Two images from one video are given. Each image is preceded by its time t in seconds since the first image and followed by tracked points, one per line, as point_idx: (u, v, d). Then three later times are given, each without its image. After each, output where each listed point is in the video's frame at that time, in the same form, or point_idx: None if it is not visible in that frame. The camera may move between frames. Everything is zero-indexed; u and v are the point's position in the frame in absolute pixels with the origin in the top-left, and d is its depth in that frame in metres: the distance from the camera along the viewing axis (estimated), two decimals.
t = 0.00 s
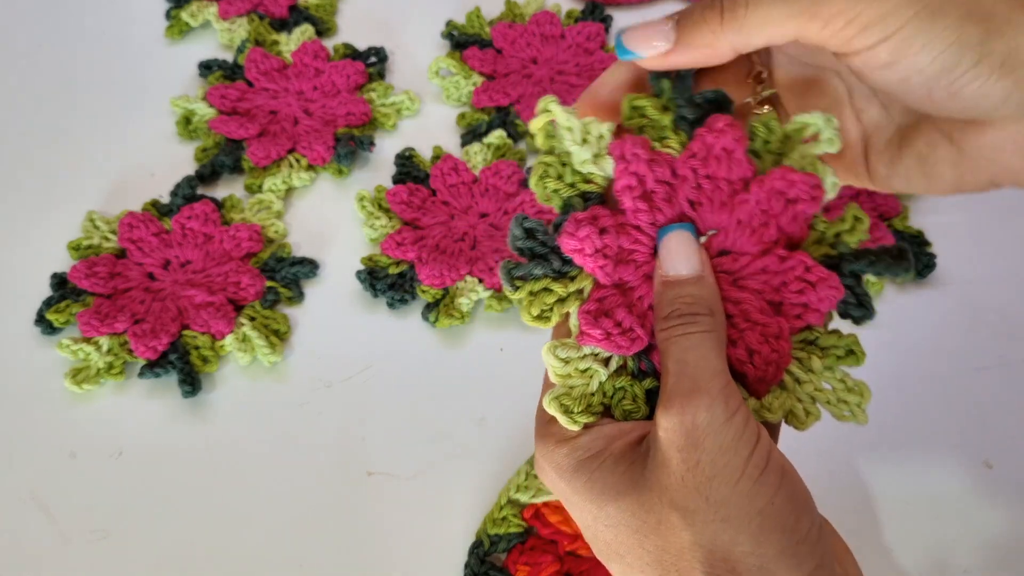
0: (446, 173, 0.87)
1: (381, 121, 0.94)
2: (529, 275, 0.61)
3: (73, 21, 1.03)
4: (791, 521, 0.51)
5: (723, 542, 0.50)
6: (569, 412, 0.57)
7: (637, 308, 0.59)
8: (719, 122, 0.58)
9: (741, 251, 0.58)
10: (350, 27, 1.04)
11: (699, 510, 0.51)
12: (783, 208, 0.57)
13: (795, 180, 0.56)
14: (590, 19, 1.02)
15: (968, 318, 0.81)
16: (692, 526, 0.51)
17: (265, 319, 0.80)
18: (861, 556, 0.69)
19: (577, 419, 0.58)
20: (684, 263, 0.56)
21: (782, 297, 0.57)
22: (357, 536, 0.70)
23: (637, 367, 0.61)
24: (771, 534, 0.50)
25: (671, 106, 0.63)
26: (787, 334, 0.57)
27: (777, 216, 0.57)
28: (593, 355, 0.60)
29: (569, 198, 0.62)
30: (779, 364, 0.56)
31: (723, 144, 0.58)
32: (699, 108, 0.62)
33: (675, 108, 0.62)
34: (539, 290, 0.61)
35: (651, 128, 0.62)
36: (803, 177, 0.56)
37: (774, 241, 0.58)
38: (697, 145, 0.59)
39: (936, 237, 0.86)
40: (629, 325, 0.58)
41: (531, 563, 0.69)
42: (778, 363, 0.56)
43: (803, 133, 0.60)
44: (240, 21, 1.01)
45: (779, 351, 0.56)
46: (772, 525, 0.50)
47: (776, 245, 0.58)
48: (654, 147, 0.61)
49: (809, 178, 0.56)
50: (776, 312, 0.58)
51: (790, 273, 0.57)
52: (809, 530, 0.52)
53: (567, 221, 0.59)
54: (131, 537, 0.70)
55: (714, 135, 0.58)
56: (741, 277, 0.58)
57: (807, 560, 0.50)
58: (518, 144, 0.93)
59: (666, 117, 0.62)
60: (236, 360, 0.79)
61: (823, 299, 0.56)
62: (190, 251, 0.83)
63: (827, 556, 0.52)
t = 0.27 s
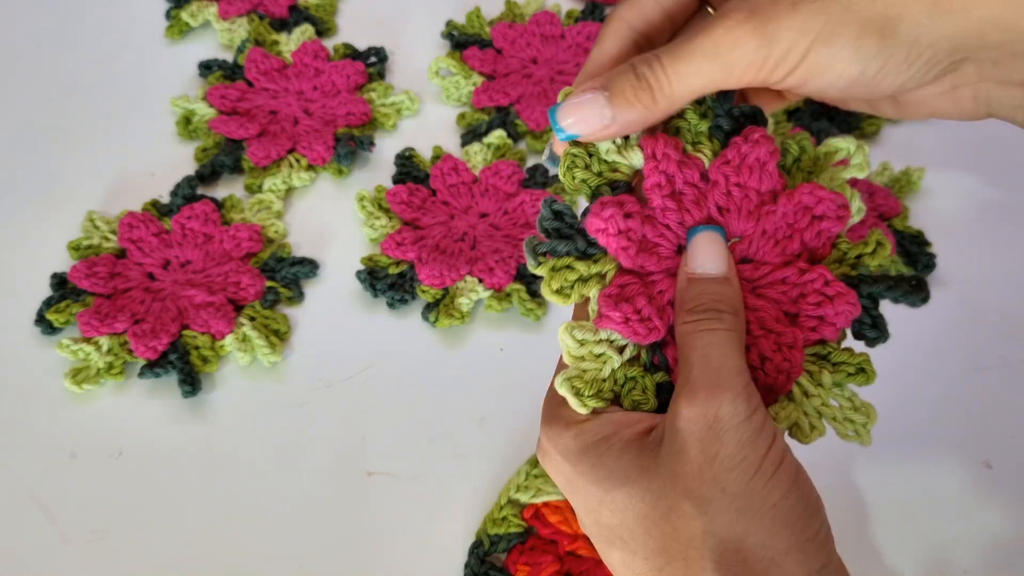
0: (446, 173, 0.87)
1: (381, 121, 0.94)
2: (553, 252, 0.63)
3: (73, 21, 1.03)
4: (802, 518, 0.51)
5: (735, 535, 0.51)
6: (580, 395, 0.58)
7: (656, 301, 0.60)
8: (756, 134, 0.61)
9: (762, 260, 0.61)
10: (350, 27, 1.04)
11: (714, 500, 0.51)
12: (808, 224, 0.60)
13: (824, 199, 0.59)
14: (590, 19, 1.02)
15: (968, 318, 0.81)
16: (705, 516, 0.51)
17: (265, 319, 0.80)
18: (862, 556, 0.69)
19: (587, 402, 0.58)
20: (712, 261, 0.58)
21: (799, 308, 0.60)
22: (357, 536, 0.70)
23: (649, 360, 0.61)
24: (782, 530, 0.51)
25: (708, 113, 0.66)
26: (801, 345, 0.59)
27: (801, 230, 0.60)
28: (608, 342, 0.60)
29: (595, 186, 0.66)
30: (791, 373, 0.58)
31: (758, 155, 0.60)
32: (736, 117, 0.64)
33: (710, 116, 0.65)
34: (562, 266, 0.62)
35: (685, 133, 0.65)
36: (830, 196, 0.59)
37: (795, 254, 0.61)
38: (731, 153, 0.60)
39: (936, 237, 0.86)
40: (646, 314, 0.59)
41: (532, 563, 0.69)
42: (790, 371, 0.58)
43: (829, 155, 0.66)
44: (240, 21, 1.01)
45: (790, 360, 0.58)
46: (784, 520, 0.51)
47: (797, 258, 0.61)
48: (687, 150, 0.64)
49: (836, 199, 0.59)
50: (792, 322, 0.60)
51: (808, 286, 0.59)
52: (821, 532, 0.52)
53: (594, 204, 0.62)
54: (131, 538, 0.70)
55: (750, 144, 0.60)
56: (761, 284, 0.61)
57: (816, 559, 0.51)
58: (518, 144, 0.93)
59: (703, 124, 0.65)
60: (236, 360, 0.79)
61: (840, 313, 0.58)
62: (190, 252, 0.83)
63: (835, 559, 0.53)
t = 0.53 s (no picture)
0: (446, 173, 0.87)
1: (380, 121, 0.94)
2: (535, 244, 0.65)
3: (73, 21, 1.03)
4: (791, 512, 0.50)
5: (718, 526, 0.50)
6: (561, 379, 0.59)
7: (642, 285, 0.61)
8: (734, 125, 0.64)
9: (748, 244, 0.62)
10: (350, 27, 1.04)
11: (699, 490, 0.50)
12: (792, 208, 0.61)
13: (807, 182, 0.60)
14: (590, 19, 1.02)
15: (968, 318, 0.81)
16: (688, 505, 0.51)
17: (265, 319, 0.80)
18: (862, 556, 0.69)
19: (569, 386, 0.59)
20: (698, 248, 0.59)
21: (787, 290, 0.60)
22: (357, 537, 0.70)
23: (637, 345, 0.62)
24: (768, 523, 0.49)
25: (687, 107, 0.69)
26: (789, 327, 0.59)
27: (785, 215, 0.61)
28: (593, 327, 0.61)
29: (578, 179, 0.68)
30: (780, 355, 0.58)
31: (739, 143, 0.63)
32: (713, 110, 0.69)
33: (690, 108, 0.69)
34: (542, 254, 0.64)
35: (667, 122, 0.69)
36: (813, 179, 0.60)
37: (781, 238, 0.61)
38: (714, 141, 0.63)
39: (936, 237, 0.86)
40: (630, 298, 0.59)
41: (531, 563, 0.69)
42: (778, 352, 0.58)
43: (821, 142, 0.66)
44: (240, 21, 1.01)
45: (780, 341, 0.58)
46: (770, 512, 0.50)
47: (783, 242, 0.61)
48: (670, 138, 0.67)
49: (819, 183, 0.61)
50: (780, 305, 0.60)
51: (796, 267, 0.60)
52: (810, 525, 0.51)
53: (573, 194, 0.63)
54: (130, 538, 0.70)
55: (733, 132, 0.64)
56: (747, 268, 0.61)
57: (806, 554, 0.49)
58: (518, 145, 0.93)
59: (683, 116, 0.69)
60: (236, 360, 0.79)
61: (827, 295, 0.58)
62: (190, 252, 0.83)
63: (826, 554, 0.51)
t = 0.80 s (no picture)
0: (445, 173, 0.87)
1: (381, 121, 0.94)
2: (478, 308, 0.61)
3: (73, 21, 1.03)
4: None
5: None
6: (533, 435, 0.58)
7: (587, 313, 0.60)
8: (621, 148, 0.62)
9: (672, 247, 0.60)
10: (350, 27, 1.05)
11: None
12: (701, 200, 0.59)
13: (703, 172, 0.59)
14: (590, 19, 1.02)
15: (968, 317, 0.81)
16: None
17: (265, 319, 0.80)
18: (862, 556, 0.69)
19: (544, 438, 0.58)
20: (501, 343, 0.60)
21: (720, 275, 0.59)
22: (357, 537, 0.70)
23: (600, 373, 0.62)
24: None
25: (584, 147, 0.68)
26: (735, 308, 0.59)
27: (698, 208, 0.59)
28: (551, 371, 0.61)
29: (502, 232, 0.62)
30: (734, 336, 0.58)
31: (633, 160, 0.61)
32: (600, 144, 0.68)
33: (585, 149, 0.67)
34: (494, 315, 0.60)
35: (565, 166, 0.66)
36: (709, 168, 0.59)
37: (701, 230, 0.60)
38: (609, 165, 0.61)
39: (936, 237, 0.86)
40: (579, 329, 0.59)
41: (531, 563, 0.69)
42: (734, 334, 0.58)
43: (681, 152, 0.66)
44: (241, 21, 1.01)
45: (731, 324, 0.58)
46: None
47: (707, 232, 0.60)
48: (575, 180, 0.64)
49: (716, 170, 0.59)
50: (718, 290, 0.60)
51: (721, 252, 0.58)
52: None
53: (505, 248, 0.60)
54: (130, 538, 0.69)
55: (624, 152, 0.61)
56: (679, 269, 0.60)
57: None
58: (518, 145, 0.92)
59: (581, 155, 0.66)
60: (236, 360, 0.79)
61: (757, 265, 0.57)
62: (190, 251, 0.83)
63: None
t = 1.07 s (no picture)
0: (446, 173, 0.85)
1: (381, 121, 0.94)
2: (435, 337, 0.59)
3: (73, 22, 1.03)
4: None
5: None
6: (512, 450, 0.57)
7: (541, 324, 0.60)
8: (550, 143, 0.59)
9: (613, 245, 0.61)
10: (350, 28, 1.05)
11: None
12: (635, 195, 0.59)
13: (635, 167, 0.59)
14: (590, 19, 1.02)
15: (967, 318, 0.81)
16: None
17: (265, 319, 0.80)
18: (860, 557, 0.69)
19: (520, 453, 0.57)
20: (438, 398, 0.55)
21: (663, 268, 0.59)
22: (357, 537, 0.70)
23: (563, 378, 0.61)
24: None
25: (506, 144, 0.62)
26: (683, 296, 0.58)
27: (632, 203, 0.59)
28: (517, 386, 0.60)
29: (447, 258, 0.61)
30: (688, 324, 0.57)
31: (563, 161, 0.59)
32: (532, 141, 0.62)
33: (512, 148, 0.62)
34: (449, 344, 0.58)
35: (494, 169, 0.63)
36: (639, 161, 0.59)
37: (639, 224, 0.60)
38: (538, 170, 0.59)
39: (935, 237, 0.86)
40: (535, 343, 0.59)
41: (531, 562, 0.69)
42: (686, 321, 0.57)
43: (624, 127, 0.63)
44: (241, 21, 1.01)
45: (681, 312, 0.57)
46: None
47: (646, 225, 0.60)
48: (507, 188, 0.62)
49: (647, 161, 0.58)
50: (663, 282, 0.60)
51: (660, 245, 0.59)
52: None
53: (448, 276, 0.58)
54: (131, 537, 0.70)
55: (550, 155, 0.59)
56: (623, 266, 0.61)
57: None
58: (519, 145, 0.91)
59: (507, 157, 0.62)
60: (236, 360, 0.79)
61: (697, 256, 0.57)
62: (190, 251, 0.83)
63: None
